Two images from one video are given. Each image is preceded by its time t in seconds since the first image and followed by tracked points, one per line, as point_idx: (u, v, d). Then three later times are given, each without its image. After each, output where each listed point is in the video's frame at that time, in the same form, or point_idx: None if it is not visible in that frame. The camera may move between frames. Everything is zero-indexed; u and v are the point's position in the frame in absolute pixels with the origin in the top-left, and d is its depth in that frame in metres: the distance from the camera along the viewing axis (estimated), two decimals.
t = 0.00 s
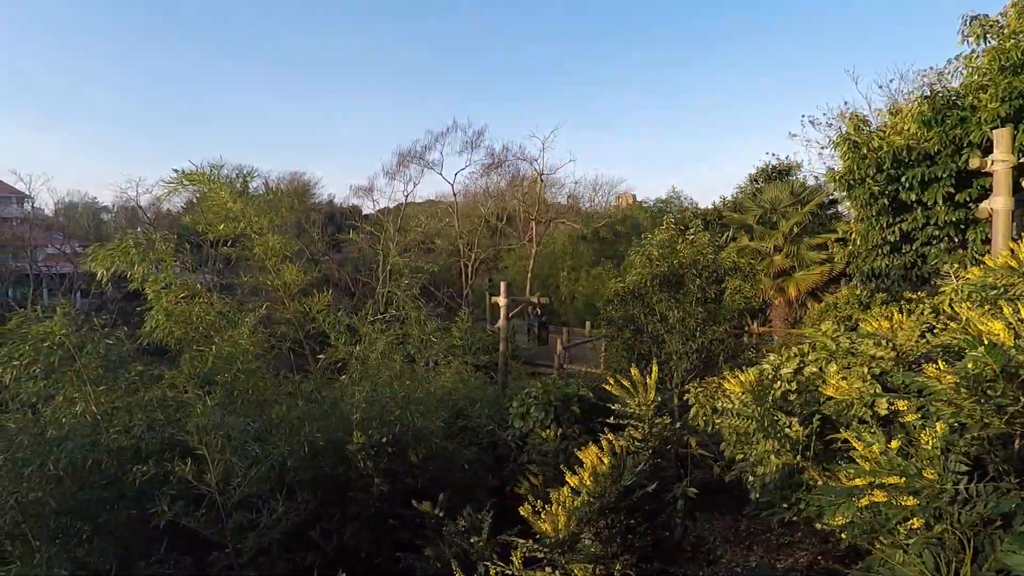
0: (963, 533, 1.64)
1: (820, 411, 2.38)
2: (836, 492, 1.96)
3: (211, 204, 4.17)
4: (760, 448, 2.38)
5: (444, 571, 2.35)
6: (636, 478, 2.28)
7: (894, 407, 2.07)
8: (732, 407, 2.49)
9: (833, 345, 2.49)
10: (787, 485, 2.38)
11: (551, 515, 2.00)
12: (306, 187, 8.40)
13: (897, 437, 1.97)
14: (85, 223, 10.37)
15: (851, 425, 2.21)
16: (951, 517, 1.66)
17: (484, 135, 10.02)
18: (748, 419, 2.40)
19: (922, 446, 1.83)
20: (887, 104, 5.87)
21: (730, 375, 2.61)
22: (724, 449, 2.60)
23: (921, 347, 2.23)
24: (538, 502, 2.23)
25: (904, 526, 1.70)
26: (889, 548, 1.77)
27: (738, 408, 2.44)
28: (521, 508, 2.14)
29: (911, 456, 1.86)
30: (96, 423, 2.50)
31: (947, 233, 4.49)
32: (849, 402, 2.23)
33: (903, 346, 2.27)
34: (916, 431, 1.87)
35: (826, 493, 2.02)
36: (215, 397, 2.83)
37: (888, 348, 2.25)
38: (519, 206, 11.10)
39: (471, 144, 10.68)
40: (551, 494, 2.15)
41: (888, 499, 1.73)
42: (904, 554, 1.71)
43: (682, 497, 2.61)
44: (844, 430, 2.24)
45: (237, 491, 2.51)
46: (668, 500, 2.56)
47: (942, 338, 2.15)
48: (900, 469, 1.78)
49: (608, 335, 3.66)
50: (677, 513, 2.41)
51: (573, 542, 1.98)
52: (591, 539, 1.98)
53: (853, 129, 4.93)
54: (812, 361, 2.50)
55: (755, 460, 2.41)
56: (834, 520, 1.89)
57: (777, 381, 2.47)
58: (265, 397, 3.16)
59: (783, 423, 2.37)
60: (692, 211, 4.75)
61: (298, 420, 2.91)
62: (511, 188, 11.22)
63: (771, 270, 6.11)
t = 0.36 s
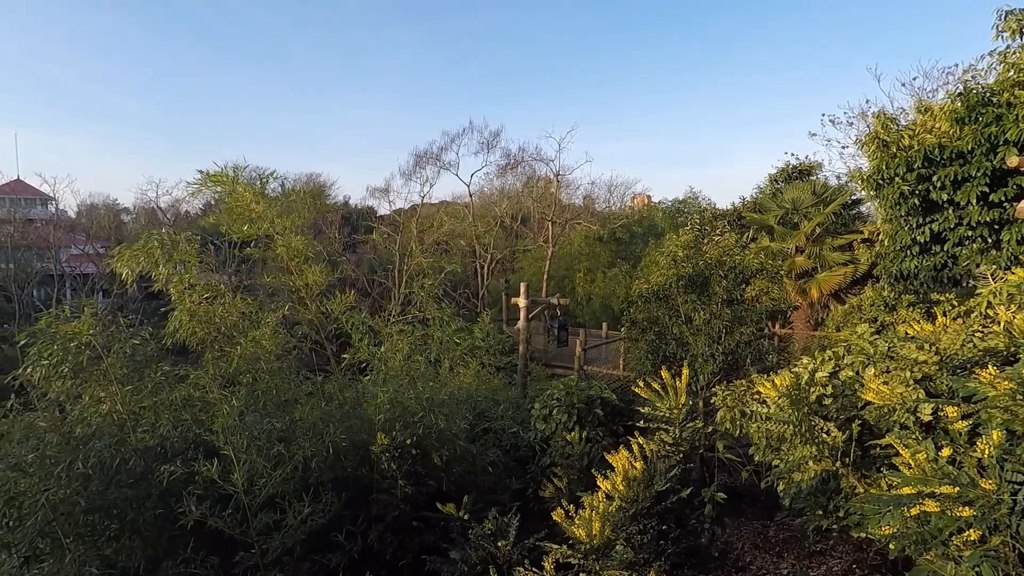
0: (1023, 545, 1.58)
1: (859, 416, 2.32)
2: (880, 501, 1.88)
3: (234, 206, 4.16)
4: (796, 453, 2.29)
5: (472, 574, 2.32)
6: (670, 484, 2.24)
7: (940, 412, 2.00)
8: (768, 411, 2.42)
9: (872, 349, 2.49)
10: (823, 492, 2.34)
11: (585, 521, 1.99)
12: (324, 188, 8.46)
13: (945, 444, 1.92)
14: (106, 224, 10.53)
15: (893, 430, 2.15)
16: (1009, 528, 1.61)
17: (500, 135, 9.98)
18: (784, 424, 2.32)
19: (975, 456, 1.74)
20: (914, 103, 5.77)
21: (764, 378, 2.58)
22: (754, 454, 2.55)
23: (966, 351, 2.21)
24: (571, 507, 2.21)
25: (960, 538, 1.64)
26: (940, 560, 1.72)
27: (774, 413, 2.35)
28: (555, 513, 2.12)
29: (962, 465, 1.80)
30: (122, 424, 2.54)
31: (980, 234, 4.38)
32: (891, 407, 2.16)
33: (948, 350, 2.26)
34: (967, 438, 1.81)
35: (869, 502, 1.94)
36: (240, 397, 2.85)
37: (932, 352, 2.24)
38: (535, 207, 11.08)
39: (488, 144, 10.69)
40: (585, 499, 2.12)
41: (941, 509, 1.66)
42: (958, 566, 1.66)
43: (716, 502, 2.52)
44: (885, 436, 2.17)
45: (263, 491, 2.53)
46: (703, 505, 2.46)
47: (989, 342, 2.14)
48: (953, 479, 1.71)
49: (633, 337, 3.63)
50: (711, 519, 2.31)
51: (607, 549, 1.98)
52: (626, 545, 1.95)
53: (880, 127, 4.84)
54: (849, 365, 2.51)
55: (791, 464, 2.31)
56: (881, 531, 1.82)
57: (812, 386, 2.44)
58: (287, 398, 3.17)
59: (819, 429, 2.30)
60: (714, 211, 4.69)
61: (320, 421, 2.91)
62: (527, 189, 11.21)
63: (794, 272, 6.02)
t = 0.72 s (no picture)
0: None
1: (890, 420, 2.29)
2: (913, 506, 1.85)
3: (257, 210, 4.19)
4: (826, 456, 2.25)
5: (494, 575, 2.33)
6: (694, 488, 2.23)
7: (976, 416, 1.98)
8: (795, 414, 2.39)
9: (901, 351, 2.47)
10: (851, 496, 2.31)
11: (612, 523, 1.98)
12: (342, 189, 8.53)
13: (981, 449, 1.89)
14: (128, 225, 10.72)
15: (926, 434, 2.13)
16: None
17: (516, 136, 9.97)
18: (812, 427, 2.29)
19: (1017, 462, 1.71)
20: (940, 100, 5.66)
21: (792, 380, 2.55)
22: (778, 456, 2.52)
23: (1003, 355, 2.19)
24: (597, 509, 2.21)
25: (1001, 545, 1.61)
26: (979, 567, 1.69)
27: (803, 415, 2.32)
28: (581, 514, 2.12)
29: (1001, 471, 1.76)
30: (149, 421, 2.58)
31: (1010, 234, 4.26)
32: (923, 411, 2.14)
33: (983, 354, 2.24)
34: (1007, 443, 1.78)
35: (902, 506, 1.91)
36: (263, 396, 2.88)
37: (966, 355, 2.22)
38: (551, 207, 11.07)
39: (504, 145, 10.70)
40: (610, 500, 2.12)
41: (981, 515, 1.63)
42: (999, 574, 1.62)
43: (740, 505, 2.49)
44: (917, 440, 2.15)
45: (286, 489, 2.55)
46: (727, 507, 2.44)
47: None
48: (993, 485, 1.68)
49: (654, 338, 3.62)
50: (736, 522, 2.28)
51: (634, 551, 1.97)
52: (652, 548, 1.94)
53: (906, 126, 4.76)
54: (878, 368, 2.49)
55: (820, 468, 2.27)
56: (916, 536, 1.79)
57: (841, 388, 2.42)
58: (309, 397, 3.20)
59: (849, 432, 2.27)
60: (734, 211, 4.64)
61: (341, 419, 2.92)
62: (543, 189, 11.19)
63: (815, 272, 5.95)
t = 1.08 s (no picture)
0: None
1: (917, 421, 2.26)
2: (943, 508, 1.82)
3: (280, 207, 4.37)
4: (852, 457, 2.21)
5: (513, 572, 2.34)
6: (716, 487, 2.22)
7: (1007, 417, 1.95)
8: (820, 414, 2.35)
9: (928, 352, 2.44)
10: (877, 498, 2.28)
11: (633, 522, 1.97)
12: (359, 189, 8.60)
13: (1013, 451, 1.86)
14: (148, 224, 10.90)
15: (954, 436, 2.10)
16: None
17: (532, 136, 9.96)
18: (836, 428, 2.26)
19: None
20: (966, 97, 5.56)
21: (816, 380, 2.52)
22: (800, 458, 2.50)
23: None
24: (617, 507, 2.20)
25: None
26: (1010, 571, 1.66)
27: (827, 416, 2.29)
28: (602, 513, 2.12)
29: None
30: (172, 418, 2.63)
31: None
32: (952, 412, 2.11)
33: (1014, 355, 2.21)
34: None
35: (930, 509, 1.89)
36: (284, 394, 2.92)
37: (997, 356, 2.19)
38: (566, 207, 11.05)
39: (520, 144, 10.70)
40: (631, 500, 2.11)
41: (1014, 519, 1.60)
42: None
43: (762, 507, 2.47)
44: (946, 442, 2.12)
45: (307, 485, 2.58)
46: (748, 509, 2.42)
47: None
48: None
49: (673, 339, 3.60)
50: (757, 524, 2.25)
51: (655, 550, 1.96)
52: (673, 548, 1.93)
53: (933, 122, 4.68)
54: (904, 369, 2.45)
55: (845, 469, 2.23)
56: (945, 539, 1.76)
57: (866, 389, 2.40)
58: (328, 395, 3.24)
59: (875, 433, 2.24)
60: (754, 211, 4.59)
61: (360, 417, 2.94)
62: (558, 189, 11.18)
63: (835, 272, 5.86)
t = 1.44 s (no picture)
0: None
1: (946, 425, 2.22)
2: (974, 515, 1.78)
3: (301, 208, 4.45)
4: (878, 461, 2.17)
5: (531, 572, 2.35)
6: (737, 490, 2.19)
7: None
8: (845, 417, 2.32)
9: (958, 355, 2.38)
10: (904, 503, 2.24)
11: (654, 523, 1.96)
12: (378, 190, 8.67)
13: None
14: (171, 225, 11.11)
15: (985, 441, 2.05)
16: None
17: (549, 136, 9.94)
18: (862, 431, 2.22)
19: None
20: (997, 93, 5.43)
21: (841, 383, 2.48)
22: (824, 461, 2.46)
23: None
24: (638, 509, 2.19)
25: None
26: None
27: (852, 419, 2.25)
28: (622, 514, 2.11)
29: None
30: (196, 415, 2.69)
31: None
32: (984, 416, 2.06)
33: None
34: None
35: (960, 515, 1.85)
36: (306, 392, 2.96)
37: None
38: (584, 207, 11.01)
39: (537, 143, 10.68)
40: (652, 501, 2.10)
41: None
42: None
43: (784, 510, 2.44)
44: (977, 447, 2.07)
45: (328, 483, 2.62)
46: (770, 512, 2.39)
47: None
48: None
49: (694, 340, 3.57)
50: (779, 528, 2.22)
51: (675, 552, 1.94)
52: (694, 551, 1.91)
53: (962, 119, 4.57)
54: (932, 372, 2.41)
55: (872, 473, 2.19)
56: (976, 546, 1.72)
57: (893, 392, 2.35)
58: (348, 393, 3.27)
59: (903, 437, 2.20)
60: (776, 211, 4.52)
61: (380, 416, 2.95)
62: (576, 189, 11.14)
63: (859, 273, 5.76)
